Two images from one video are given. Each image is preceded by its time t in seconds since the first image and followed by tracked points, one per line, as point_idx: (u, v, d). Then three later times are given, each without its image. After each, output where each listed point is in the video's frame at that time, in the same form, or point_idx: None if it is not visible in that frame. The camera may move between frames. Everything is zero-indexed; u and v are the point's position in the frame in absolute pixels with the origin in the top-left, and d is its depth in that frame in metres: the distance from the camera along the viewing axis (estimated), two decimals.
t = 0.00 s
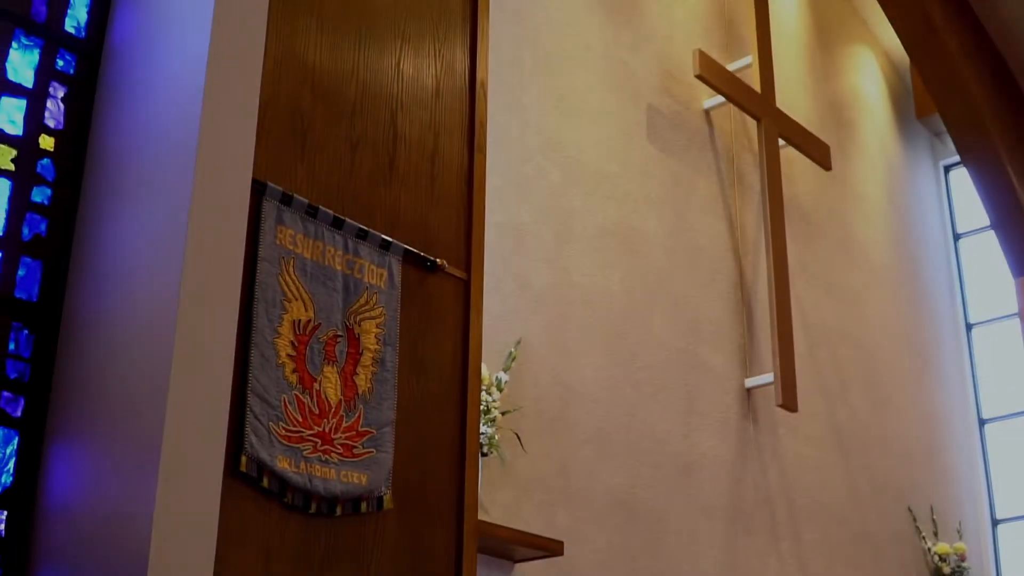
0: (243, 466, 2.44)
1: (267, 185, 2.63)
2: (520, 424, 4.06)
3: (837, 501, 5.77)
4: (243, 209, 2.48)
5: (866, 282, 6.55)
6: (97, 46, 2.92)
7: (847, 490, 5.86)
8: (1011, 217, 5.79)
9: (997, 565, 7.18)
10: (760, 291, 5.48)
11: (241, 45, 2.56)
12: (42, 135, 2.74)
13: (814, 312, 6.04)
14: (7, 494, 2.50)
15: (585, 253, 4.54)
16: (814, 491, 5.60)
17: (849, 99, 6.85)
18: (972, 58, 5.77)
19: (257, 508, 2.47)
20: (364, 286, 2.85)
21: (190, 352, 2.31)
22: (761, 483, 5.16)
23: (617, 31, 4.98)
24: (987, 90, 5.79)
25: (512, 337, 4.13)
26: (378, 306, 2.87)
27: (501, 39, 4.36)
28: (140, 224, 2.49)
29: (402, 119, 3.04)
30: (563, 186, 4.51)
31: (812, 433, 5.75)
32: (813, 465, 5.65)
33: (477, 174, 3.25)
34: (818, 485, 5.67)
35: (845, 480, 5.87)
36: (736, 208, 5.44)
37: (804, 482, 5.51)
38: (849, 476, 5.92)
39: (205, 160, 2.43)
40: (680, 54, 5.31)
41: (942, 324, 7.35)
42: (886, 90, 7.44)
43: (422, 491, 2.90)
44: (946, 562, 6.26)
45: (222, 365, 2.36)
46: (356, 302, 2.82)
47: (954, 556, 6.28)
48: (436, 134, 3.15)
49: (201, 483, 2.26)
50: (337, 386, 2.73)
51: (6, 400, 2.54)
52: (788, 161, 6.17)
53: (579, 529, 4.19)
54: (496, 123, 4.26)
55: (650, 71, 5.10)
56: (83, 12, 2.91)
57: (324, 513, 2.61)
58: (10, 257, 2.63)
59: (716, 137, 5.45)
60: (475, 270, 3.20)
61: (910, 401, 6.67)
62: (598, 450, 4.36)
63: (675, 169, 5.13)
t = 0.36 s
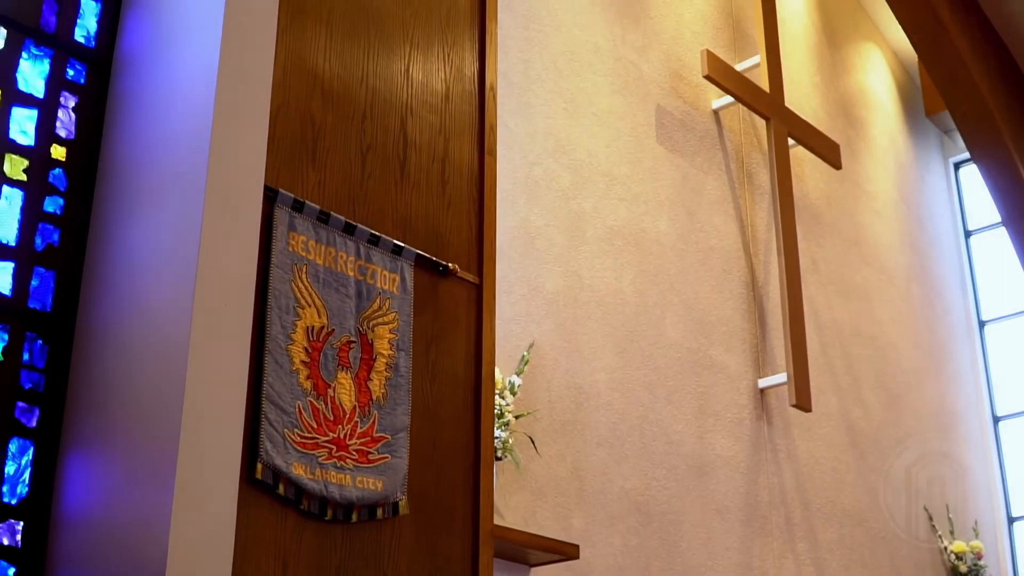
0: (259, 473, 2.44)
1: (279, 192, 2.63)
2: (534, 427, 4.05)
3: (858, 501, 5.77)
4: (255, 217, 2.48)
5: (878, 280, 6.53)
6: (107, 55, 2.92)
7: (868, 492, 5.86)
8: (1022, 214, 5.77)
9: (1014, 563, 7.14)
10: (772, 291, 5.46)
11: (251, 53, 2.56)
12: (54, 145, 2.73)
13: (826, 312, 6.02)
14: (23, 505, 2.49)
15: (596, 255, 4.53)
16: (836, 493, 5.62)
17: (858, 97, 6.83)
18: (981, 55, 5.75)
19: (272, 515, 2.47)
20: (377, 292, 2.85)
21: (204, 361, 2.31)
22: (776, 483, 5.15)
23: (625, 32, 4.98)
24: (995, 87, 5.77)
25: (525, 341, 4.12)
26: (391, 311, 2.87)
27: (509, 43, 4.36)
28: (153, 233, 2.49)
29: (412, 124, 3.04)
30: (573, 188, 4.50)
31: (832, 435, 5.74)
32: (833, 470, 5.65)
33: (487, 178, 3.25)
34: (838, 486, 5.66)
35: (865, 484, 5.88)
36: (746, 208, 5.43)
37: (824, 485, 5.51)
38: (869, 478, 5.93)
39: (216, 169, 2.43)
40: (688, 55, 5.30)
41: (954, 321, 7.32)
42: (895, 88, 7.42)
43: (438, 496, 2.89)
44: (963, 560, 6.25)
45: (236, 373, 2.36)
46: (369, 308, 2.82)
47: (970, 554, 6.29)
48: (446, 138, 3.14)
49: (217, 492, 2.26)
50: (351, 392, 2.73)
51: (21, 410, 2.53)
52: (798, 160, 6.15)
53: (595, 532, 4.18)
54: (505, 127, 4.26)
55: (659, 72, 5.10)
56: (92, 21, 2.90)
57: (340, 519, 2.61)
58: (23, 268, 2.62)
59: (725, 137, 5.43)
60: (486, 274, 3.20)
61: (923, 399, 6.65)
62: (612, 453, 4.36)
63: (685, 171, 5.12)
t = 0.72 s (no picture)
0: (280, 488, 2.44)
1: (296, 206, 2.63)
2: (554, 438, 4.04)
3: (872, 502, 5.72)
4: (273, 232, 2.48)
5: (895, 285, 6.50)
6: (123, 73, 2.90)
7: (882, 497, 5.80)
8: None
9: None
10: (790, 298, 5.44)
11: (267, 69, 2.57)
12: (71, 163, 2.72)
13: (844, 317, 5.99)
14: (46, 524, 2.45)
15: (612, 264, 4.53)
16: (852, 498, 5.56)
17: (871, 102, 6.81)
18: (993, 58, 5.73)
19: (294, 529, 2.47)
20: (395, 304, 2.85)
21: (223, 377, 2.31)
22: (797, 491, 5.12)
23: (637, 41, 4.98)
24: (1009, 89, 5.75)
25: (543, 351, 4.11)
26: (409, 324, 2.87)
27: (521, 54, 4.37)
28: (171, 250, 2.50)
29: (427, 137, 3.04)
30: (588, 198, 4.49)
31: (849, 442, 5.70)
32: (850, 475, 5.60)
33: (503, 189, 3.25)
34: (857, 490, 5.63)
35: (877, 486, 5.81)
36: (762, 215, 5.42)
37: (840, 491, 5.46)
38: (885, 482, 5.88)
39: (234, 185, 2.44)
40: (701, 63, 5.30)
41: (973, 326, 7.28)
42: (909, 92, 7.39)
43: (459, 508, 2.89)
44: (985, 566, 6.20)
45: (256, 388, 2.36)
46: (387, 321, 2.82)
47: (993, 559, 6.21)
48: (461, 150, 3.14)
49: (238, 508, 2.26)
50: (371, 405, 2.72)
51: (42, 428, 2.51)
52: (813, 166, 6.14)
53: (616, 542, 4.16)
54: (519, 138, 4.26)
55: (672, 81, 5.09)
56: (108, 39, 2.89)
57: (362, 533, 2.61)
58: (43, 285, 2.59)
59: (739, 144, 5.42)
60: (504, 285, 3.20)
61: (943, 403, 6.61)
62: (632, 463, 4.34)
63: (700, 179, 5.11)
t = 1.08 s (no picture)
0: (304, 507, 2.44)
1: (316, 225, 2.64)
2: (576, 454, 4.03)
3: (871, 502, 5.52)
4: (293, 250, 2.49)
5: (916, 295, 6.46)
6: (143, 94, 2.88)
7: (889, 498, 5.67)
8: None
9: None
10: (811, 310, 5.42)
11: (289, 90, 2.58)
12: (92, 185, 2.70)
13: (866, 328, 5.96)
14: (70, 545, 2.44)
15: (632, 278, 4.51)
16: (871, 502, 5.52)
17: (889, 111, 6.79)
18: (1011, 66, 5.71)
19: (319, 549, 2.47)
20: (416, 321, 2.85)
21: (248, 397, 2.32)
22: (822, 504, 5.09)
23: (654, 55, 4.98)
24: None
25: (564, 366, 4.10)
26: (431, 340, 2.87)
27: (538, 69, 4.37)
28: (194, 271, 2.50)
29: (446, 153, 3.04)
30: (607, 213, 4.49)
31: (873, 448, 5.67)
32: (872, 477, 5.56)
33: (523, 204, 3.24)
34: (886, 499, 5.66)
35: (885, 489, 5.67)
36: (782, 226, 5.40)
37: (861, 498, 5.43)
38: (885, 482, 5.69)
39: (256, 207, 2.44)
40: (718, 75, 5.29)
41: (996, 335, 7.22)
42: (927, 102, 7.36)
43: (483, 525, 2.88)
44: None
45: (279, 407, 2.37)
46: (409, 338, 2.82)
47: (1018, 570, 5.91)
48: (480, 166, 3.15)
49: (264, 528, 2.26)
50: (394, 423, 2.72)
51: (66, 450, 2.50)
52: (832, 177, 6.12)
53: (640, 557, 4.14)
54: (538, 153, 4.26)
55: (689, 94, 5.09)
56: (127, 60, 2.87)
57: (386, 551, 2.60)
58: (65, 307, 2.58)
59: (758, 156, 5.41)
60: (525, 300, 3.19)
61: (968, 413, 6.55)
62: (655, 477, 4.32)
63: (719, 192, 5.10)
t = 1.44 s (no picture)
0: (343, 531, 2.43)
1: (351, 249, 2.64)
2: (614, 474, 4.00)
3: (872, 502, 5.17)
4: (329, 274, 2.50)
5: (953, 308, 6.39)
6: (177, 122, 2.86)
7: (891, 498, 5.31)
8: None
9: None
10: (847, 325, 5.37)
11: (322, 116, 2.59)
12: (128, 213, 2.69)
13: (902, 343, 5.89)
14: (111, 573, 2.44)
15: (666, 296, 4.49)
16: (886, 507, 5.29)
17: (921, 124, 6.74)
18: None
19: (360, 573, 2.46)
20: (452, 344, 2.84)
21: (288, 423, 2.32)
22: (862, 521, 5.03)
23: (684, 72, 4.97)
24: None
25: (599, 387, 4.07)
26: (467, 363, 2.86)
27: (568, 89, 4.37)
28: (231, 297, 2.50)
29: (479, 175, 3.04)
30: (640, 231, 4.47)
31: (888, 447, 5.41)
32: (887, 481, 5.34)
33: (556, 224, 3.23)
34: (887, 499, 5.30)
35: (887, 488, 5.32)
36: (816, 241, 5.36)
37: (872, 504, 5.20)
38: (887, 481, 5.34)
39: (291, 233, 2.45)
40: (748, 91, 5.27)
41: None
42: (958, 114, 7.30)
43: (523, 548, 2.86)
44: None
45: (318, 432, 2.37)
46: (445, 360, 2.81)
47: None
48: (512, 187, 3.14)
49: (306, 554, 2.26)
50: (431, 446, 2.71)
51: (105, 478, 2.49)
52: (864, 190, 6.07)
53: None
54: (570, 173, 4.25)
55: (720, 111, 5.07)
56: (161, 88, 2.85)
57: None
58: (103, 335, 2.57)
59: (790, 171, 5.38)
60: (560, 320, 3.18)
61: (1008, 427, 6.45)
62: (693, 497, 4.28)
63: (752, 208, 5.07)
